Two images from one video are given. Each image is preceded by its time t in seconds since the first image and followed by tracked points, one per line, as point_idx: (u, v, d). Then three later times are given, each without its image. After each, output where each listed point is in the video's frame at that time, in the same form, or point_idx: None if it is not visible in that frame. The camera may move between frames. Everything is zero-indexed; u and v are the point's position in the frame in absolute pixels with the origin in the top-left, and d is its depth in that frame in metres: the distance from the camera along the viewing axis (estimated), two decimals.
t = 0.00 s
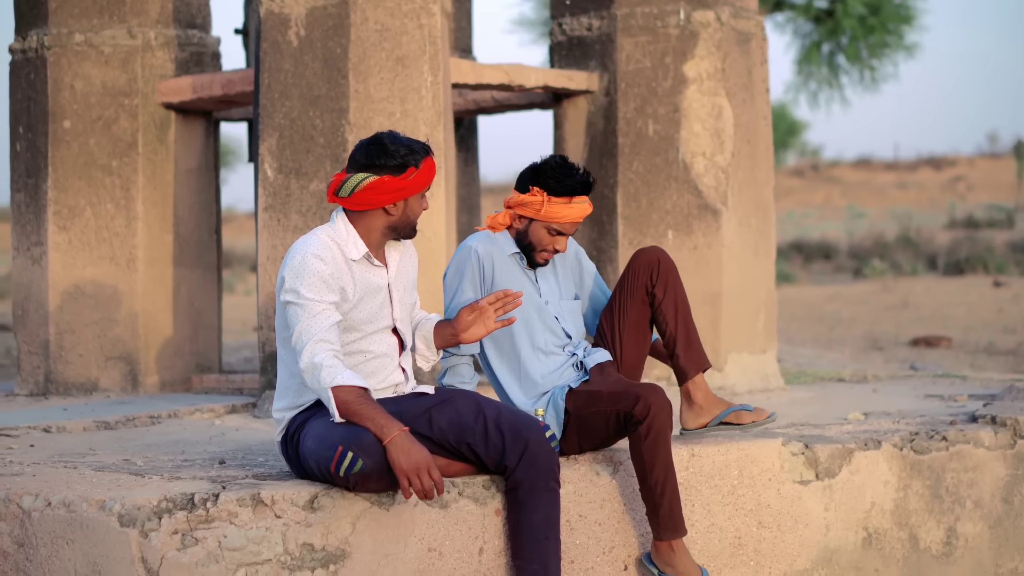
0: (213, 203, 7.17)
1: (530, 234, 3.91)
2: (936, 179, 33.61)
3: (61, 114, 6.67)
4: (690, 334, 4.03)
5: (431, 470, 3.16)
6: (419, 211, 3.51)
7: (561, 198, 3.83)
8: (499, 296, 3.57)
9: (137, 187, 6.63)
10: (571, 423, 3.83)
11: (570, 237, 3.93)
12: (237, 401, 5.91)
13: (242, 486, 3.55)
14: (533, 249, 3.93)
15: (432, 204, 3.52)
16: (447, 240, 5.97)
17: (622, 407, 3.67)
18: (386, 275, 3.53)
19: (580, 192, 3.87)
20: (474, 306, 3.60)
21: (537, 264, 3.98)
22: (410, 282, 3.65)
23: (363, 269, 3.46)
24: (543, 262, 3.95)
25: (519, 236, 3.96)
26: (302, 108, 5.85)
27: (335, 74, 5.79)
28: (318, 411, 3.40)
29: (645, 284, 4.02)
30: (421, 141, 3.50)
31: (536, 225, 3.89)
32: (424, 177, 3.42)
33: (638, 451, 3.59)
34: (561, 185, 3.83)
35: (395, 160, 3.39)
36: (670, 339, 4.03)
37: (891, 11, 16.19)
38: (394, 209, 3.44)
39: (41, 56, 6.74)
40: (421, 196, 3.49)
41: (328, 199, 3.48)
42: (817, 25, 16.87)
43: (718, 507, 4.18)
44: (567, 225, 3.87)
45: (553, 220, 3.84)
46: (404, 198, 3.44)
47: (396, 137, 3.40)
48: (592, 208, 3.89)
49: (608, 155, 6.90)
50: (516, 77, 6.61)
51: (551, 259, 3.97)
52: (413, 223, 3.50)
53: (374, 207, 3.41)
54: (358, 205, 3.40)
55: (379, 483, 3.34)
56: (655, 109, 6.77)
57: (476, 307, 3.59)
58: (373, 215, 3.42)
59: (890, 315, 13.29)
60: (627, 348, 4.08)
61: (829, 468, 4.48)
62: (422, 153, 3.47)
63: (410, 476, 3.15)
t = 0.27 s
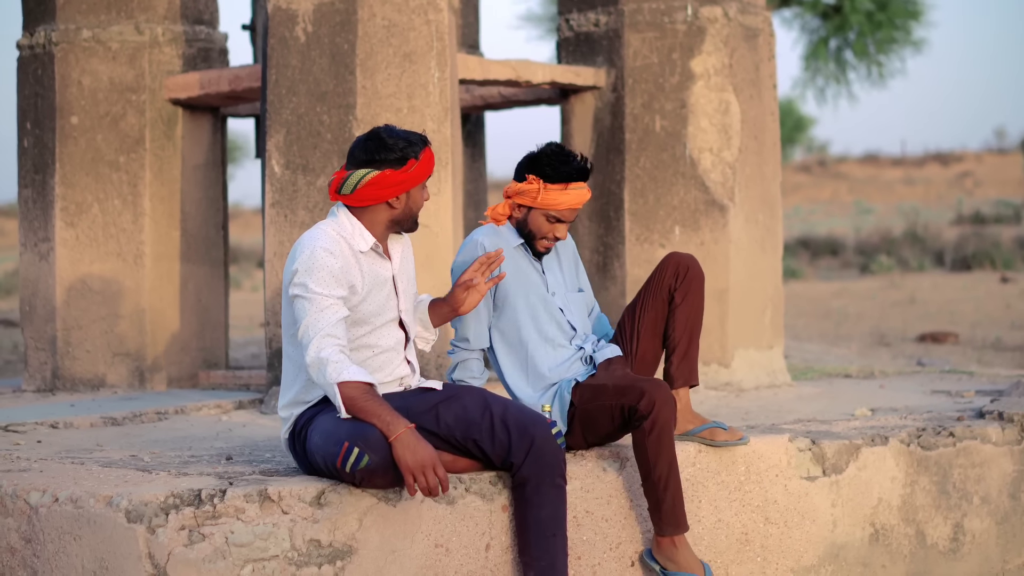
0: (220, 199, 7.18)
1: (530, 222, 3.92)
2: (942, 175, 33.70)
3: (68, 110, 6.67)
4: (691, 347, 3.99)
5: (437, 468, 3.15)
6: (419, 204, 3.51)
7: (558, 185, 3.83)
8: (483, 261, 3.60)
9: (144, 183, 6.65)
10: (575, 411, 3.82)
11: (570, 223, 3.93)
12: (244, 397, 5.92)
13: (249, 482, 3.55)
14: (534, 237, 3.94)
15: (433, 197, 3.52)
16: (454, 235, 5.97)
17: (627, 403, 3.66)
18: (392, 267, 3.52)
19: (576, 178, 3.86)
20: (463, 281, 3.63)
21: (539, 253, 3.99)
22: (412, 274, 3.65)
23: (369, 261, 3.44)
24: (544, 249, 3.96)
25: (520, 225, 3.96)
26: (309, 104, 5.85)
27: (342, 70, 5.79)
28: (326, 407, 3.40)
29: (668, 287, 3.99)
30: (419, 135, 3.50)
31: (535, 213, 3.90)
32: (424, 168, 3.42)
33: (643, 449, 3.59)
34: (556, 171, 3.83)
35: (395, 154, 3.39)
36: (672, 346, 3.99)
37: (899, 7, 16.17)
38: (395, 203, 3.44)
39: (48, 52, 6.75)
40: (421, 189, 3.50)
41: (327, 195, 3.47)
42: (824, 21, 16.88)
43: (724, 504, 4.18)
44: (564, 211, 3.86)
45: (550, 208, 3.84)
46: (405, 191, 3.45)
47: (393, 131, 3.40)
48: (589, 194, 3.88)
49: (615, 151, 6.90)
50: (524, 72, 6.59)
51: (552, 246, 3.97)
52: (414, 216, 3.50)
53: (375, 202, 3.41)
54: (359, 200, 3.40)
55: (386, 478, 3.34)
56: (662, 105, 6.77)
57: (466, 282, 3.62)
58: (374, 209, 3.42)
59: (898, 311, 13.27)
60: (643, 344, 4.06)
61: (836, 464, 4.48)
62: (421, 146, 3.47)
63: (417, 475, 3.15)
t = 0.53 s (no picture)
0: (225, 197, 7.18)
1: (546, 211, 3.93)
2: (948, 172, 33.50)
3: (73, 108, 6.67)
4: (690, 341, 3.91)
5: (443, 466, 3.16)
6: (411, 202, 3.51)
7: (577, 176, 3.85)
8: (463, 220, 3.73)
9: (149, 181, 6.65)
10: (564, 408, 3.82)
11: (587, 217, 3.93)
12: (248, 394, 5.92)
13: (253, 480, 3.55)
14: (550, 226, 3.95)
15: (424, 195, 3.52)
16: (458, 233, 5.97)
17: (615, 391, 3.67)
18: (380, 262, 3.52)
19: (596, 173, 3.88)
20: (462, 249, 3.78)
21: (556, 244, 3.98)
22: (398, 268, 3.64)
23: (363, 257, 3.43)
24: (559, 241, 3.95)
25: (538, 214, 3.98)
26: (314, 101, 5.86)
27: (347, 68, 5.80)
28: (329, 406, 3.40)
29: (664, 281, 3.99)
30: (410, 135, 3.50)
31: (552, 202, 3.91)
32: (416, 166, 3.42)
33: (645, 433, 3.58)
34: (577, 162, 3.85)
35: (387, 151, 3.39)
36: (670, 342, 3.91)
37: (903, 4, 16.15)
38: (388, 199, 3.44)
39: (53, 49, 6.75)
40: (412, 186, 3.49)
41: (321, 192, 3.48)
42: (829, 19, 16.87)
43: (729, 501, 4.17)
44: (582, 206, 3.87)
45: (566, 197, 3.85)
46: (397, 188, 3.44)
47: (386, 128, 3.40)
48: (609, 190, 3.88)
49: (620, 149, 6.90)
50: (529, 70, 6.58)
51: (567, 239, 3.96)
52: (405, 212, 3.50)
53: (367, 199, 3.41)
54: (351, 196, 3.39)
55: (393, 476, 3.33)
56: (667, 102, 6.77)
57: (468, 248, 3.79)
58: (365, 206, 3.42)
59: (902, 309, 13.26)
60: (636, 339, 4.07)
61: (841, 462, 4.48)
62: (412, 144, 3.47)
63: (423, 472, 3.15)
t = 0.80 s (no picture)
0: (228, 196, 7.18)
1: (576, 234, 4.03)
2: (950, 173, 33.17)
3: (76, 107, 6.67)
4: (686, 343, 4.02)
5: (444, 459, 3.17)
6: (409, 203, 3.49)
7: (610, 205, 3.96)
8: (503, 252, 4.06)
9: (152, 180, 6.65)
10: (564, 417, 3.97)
11: (612, 247, 4.01)
12: (251, 393, 5.93)
13: (256, 479, 3.54)
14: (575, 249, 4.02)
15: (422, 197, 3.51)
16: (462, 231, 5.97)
17: (614, 406, 3.82)
18: (378, 264, 3.53)
19: (629, 206, 3.98)
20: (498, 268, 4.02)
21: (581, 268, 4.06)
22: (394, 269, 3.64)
23: (359, 258, 3.43)
24: (582, 264, 4.02)
25: (568, 236, 4.08)
26: (317, 101, 5.86)
27: (350, 67, 5.81)
28: (327, 406, 3.40)
29: (650, 291, 4.11)
30: (409, 136, 3.49)
31: (583, 226, 4.01)
32: (414, 167, 3.40)
33: (645, 451, 3.75)
34: (614, 193, 3.96)
35: (385, 152, 3.38)
36: (664, 343, 4.02)
37: (906, 3, 16.12)
38: (386, 201, 3.43)
39: (56, 48, 6.75)
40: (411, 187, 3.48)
41: (322, 193, 3.48)
42: (832, 17, 16.86)
43: (732, 500, 4.16)
44: (609, 234, 3.97)
45: (595, 222, 3.95)
46: (395, 190, 3.43)
47: (383, 129, 3.39)
48: (639, 224, 3.97)
49: (623, 148, 6.89)
50: (532, 69, 6.57)
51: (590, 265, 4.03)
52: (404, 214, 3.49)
53: (366, 200, 3.40)
54: (350, 197, 3.39)
55: (394, 476, 3.32)
56: (670, 101, 6.77)
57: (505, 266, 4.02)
58: (364, 207, 3.41)
59: (905, 308, 13.25)
60: (626, 351, 4.23)
61: (844, 461, 4.48)
62: (411, 145, 3.46)
63: (423, 467, 3.15)
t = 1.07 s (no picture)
0: (229, 196, 7.18)
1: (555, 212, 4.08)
2: (951, 172, 33.51)
3: (78, 107, 6.68)
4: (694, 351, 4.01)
5: (446, 463, 3.16)
6: (424, 203, 3.54)
7: (576, 170, 4.04)
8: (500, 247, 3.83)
9: (153, 180, 6.65)
10: (568, 411, 3.92)
11: (590, 212, 4.01)
12: (253, 393, 5.93)
13: (258, 479, 3.54)
14: (557, 227, 4.06)
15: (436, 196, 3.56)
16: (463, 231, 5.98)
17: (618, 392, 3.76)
18: (393, 265, 3.54)
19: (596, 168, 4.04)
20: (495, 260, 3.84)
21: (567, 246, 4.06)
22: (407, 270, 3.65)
23: (376, 257, 3.44)
24: (564, 240, 4.03)
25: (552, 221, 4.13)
26: (319, 101, 5.86)
27: (352, 67, 5.82)
28: (334, 404, 3.40)
29: (664, 302, 4.12)
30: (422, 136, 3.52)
31: (560, 202, 4.07)
32: (431, 165, 3.44)
33: (653, 433, 3.70)
34: (579, 159, 4.06)
35: (403, 152, 3.40)
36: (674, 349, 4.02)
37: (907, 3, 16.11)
38: (404, 201, 3.46)
39: (58, 48, 6.76)
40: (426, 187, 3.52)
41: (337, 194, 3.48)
42: (833, 17, 16.86)
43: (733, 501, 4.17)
44: (580, 196, 4.00)
45: (565, 188, 4.02)
46: (413, 190, 3.47)
47: (400, 130, 3.41)
48: (606, 181, 3.99)
49: (624, 148, 6.89)
50: (533, 69, 6.57)
51: (575, 240, 4.03)
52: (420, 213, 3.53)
53: (384, 201, 3.42)
54: (369, 197, 3.41)
55: (396, 475, 3.32)
56: (671, 101, 6.77)
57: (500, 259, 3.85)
58: (383, 207, 3.44)
59: (907, 308, 13.25)
60: (636, 359, 4.22)
61: (845, 462, 4.48)
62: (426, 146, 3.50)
63: (425, 469, 3.15)
